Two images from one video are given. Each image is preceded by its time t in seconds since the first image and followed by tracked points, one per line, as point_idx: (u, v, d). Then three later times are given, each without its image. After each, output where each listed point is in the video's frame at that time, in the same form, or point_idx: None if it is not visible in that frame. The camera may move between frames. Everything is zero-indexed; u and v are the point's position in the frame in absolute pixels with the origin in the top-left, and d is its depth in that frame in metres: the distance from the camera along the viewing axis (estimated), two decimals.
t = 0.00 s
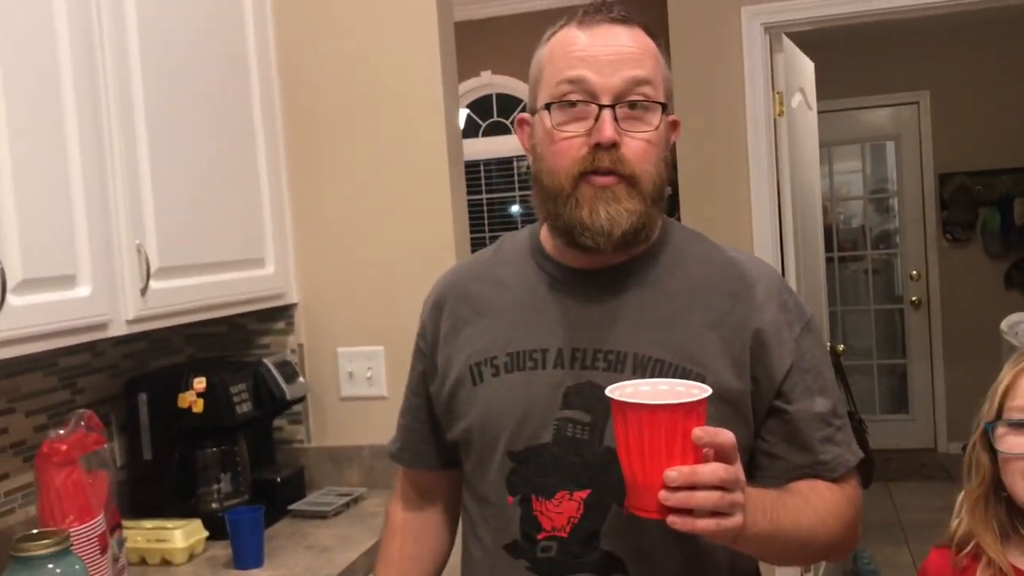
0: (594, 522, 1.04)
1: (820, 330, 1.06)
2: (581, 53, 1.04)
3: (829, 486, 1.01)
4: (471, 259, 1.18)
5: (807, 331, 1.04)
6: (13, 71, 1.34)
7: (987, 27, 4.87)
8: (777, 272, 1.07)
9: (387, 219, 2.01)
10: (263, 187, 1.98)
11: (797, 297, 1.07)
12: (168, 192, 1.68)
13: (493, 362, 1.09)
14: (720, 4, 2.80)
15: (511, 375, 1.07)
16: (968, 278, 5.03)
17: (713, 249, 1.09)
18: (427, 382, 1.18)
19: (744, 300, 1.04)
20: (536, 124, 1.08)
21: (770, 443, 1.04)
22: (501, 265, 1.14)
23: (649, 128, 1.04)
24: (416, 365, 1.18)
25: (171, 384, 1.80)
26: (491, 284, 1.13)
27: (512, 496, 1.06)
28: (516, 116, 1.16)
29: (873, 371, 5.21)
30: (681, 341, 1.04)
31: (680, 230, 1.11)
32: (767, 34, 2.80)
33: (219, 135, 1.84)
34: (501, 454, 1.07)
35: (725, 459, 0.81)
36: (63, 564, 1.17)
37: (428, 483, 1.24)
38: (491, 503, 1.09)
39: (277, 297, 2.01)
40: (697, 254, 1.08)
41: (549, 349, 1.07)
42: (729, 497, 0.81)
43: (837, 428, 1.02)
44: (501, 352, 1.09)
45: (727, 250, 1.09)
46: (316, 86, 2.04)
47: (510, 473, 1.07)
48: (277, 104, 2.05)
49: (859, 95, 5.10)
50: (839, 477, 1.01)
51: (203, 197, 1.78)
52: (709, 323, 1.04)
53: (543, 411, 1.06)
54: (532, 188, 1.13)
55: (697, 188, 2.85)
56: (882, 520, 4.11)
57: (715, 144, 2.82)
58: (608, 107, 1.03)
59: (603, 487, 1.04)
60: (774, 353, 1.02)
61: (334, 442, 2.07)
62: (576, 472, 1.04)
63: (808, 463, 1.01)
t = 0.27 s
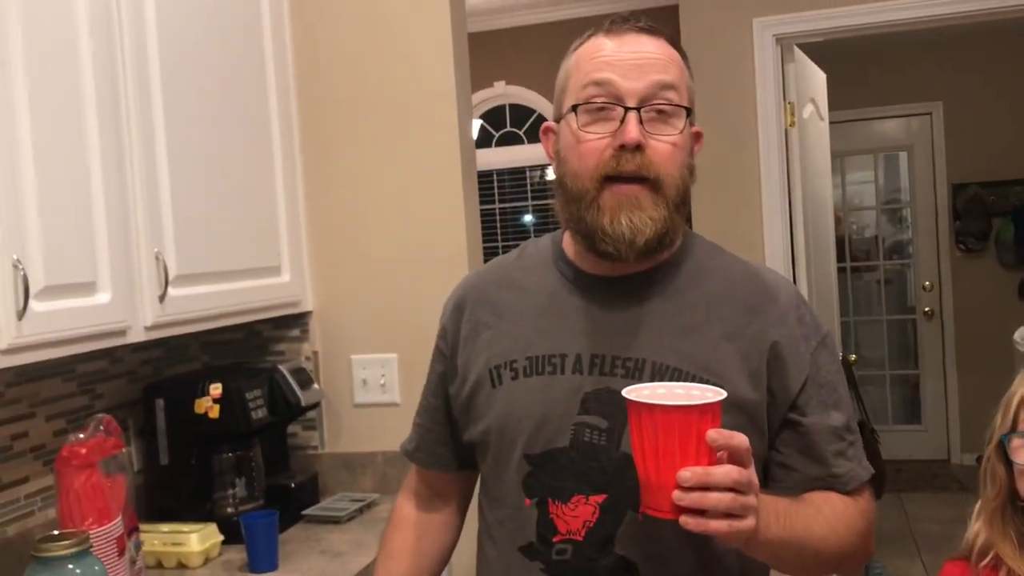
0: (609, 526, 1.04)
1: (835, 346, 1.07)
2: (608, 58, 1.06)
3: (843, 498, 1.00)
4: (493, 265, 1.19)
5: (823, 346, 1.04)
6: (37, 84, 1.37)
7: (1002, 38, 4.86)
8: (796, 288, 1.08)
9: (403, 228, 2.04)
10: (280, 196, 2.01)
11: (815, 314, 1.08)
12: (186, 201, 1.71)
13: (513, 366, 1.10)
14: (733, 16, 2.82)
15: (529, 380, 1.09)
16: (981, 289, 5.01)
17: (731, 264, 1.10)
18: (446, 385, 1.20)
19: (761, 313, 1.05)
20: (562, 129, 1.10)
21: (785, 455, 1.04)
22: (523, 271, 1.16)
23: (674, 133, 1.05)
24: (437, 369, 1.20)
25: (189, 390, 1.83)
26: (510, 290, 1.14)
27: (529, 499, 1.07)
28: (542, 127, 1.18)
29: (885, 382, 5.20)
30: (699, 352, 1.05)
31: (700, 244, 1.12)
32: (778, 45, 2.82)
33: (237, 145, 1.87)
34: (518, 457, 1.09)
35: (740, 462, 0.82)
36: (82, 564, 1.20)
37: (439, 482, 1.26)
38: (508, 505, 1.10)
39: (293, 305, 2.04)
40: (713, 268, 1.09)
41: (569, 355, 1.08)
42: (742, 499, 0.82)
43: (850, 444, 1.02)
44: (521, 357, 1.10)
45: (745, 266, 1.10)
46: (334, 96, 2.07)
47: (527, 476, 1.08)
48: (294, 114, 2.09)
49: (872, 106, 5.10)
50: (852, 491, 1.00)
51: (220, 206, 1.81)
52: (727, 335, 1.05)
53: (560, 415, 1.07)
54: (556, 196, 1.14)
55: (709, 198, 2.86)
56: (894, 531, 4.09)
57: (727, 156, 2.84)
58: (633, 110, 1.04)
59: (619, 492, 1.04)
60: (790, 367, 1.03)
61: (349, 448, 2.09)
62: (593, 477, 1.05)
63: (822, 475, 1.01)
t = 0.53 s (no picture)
0: (616, 531, 1.03)
1: (845, 361, 1.04)
2: (632, 68, 1.05)
3: (844, 515, 0.99)
4: (507, 266, 1.18)
5: (833, 362, 1.02)
6: (59, 90, 1.40)
7: None
8: (809, 302, 1.06)
9: (419, 234, 2.05)
10: (296, 200, 2.03)
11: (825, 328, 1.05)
12: (203, 205, 1.74)
13: (526, 369, 1.09)
14: (750, 22, 2.82)
15: (542, 383, 1.07)
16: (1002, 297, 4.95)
17: (742, 275, 1.08)
18: (459, 383, 1.19)
19: (773, 327, 1.03)
20: (584, 136, 1.08)
21: (789, 469, 1.02)
22: (537, 274, 1.15)
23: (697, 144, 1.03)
24: (449, 365, 1.19)
25: (204, 391, 1.85)
26: (524, 292, 1.14)
27: (537, 502, 1.06)
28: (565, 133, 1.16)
29: (903, 389, 5.16)
30: (708, 363, 1.03)
31: (713, 256, 1.10)
32: (794, 52, 2.83)
33: (254, 150, 1.90)
34: (528, 460, 1.07)
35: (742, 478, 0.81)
36: (97, 561, 1.22)
37: (463, 483, 1.27)
38: (517, 507, 1.08)
39: (308, 308, 2.05)
40: (723, 278, 1.07)
41: (582, 360, 1.07)
42: (742, 515, 0.82)
43: (853, 460, 1.00)
44: (533, 359, 1.09)
45: (756, 278, 1.08)
46: (353, 101, 2.09)
47: (536, 479, 1.07)
48: (310, 118, 2.10)
49: (891, 113, 5.08)
50: (853, 508, 0.99)
51: (237, 210, 1.84)
52: (739, 348, 1.03)
53: (571, 420, 1.05)
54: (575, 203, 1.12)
55: (726, 205, 2.85)
56: (910, 539, 4.05)
57: (743, 162, 2.83)
58: (657, 120, 1.02)
59: (626, 496, 1.03)
60: (800, 382, 1.01)
61: (361, 450, 2.11)
62: (601, 482, 1.04)
63: (824, 491, 0.99)
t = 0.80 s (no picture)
0: (612, 522, 1.03)
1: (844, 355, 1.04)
2: (634, 66, 1.05)
3: (840, 508, 0.99)
4: (508, 261, 1.18)
5: (833, 356, 1.02)
6: (70, 83, 1.43)
7: None
8: (808, 296, 1.05)
9: (428, 228, 2.07)
10: (306, 193, 2.06)
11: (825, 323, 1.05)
12: (213, 198, 1.76)
13: (526, 363, 1.09)
14: (763, 18, 2.81)
15: (543, 377, 1.08)
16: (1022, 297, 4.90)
17: (742, 268, 1.07)
18: (461, 375, 1.20)
19: (772, 321, 1.02)
20: (587, 133, 1.08)
21: (787, 462, 1.02)
22: (539, 269, 1.15)
23: (699, 143, 1.03)
24: (453, 356, 1.20)
25: (213, 381, 1.87)
26: (526, 285, 1.14)
27: (536, 493, 1.07)
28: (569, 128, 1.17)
29: (920, 389, 5.11)
30: (707, 357, 1.02)
31: (714, 251, 1.09)
32: (809, 48, 2.81)
33: (265, 143, 1.92)
34: (526, 454, 1.08)
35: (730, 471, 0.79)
36: (102, 545, 1.25)
37: (469, 475, 1.27)
38: (517, 496, 1.09)
39: (317, 300, 2.07)
40: (721, 273, 1.07)
41: (582, 353, 1.07)
42: (728, 506, 0.80)
43: (850, 453, 1.00)
44: (534, 353, 1.09)
45: (756, 272, 1.07)
46: (364, 95, 2.10)
47: (535, 470, 1.07)
48: (321, 113, 2.12)
49: (912, 110, 5.03)
50: (849, 500, 0.99)
51: (247, 203, 1.86)
52: (738, 343, 1.02)
53: (570, 413, 1.06)
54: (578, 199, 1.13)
55: (737, 201, 2.86)
56: (925, 539, 4.02)
57: (755, 158, 2.83)
58: (658, 118, 1.02)
59: (621, 488, 1.04)
60: (797, 376, 1.00)
61: (370, 441, 2.13)
62: (598, 474, 1.04)
63: (822, 484, 0.99)
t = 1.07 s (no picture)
0: (601, 498, 1.05)
1: (830, 334, 1.06)
2: (619, 54, 1.07)
3: (827, 483, 1.01)
4: (502, 248, 1.21)
5: (818, 334, 1.03)
6: (80, 70, 1.46)
7: None
8: (794, 277, 1.07)
9: (433, 214, 2.09)
10: (314, 180, 2.09)
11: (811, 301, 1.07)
12: (220, 183, 1.79)
13: (518, 346, 1.12)
14: (770, 8, 2.82)
15: (534, 359, 1.10)
16: None
17: (730, 249, 1.09)
18: (458, 360, 1.23)
19: (758, 300, 1.04)
20: (573, 119, 1.11)
21: (773, 439, 1.04)
22: (531, 255, 1.17)
23: (682, 127, 1.05)
24: (449, 344, 1.24)
25: (223, 363, 1.91)
26: (519, 270, 1.16)
27: (528, 470, 1.10)
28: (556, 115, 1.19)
29: (930, 379, 5.09)
30: (694, 337, 1.04)
31: (704, 234, 1.12)
32: (815, 38, 2.82)
33: (273, 131, 1.95)
34: (519, 433, 1.11)
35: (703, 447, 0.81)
36: (110, 518, 1.30)
37: (465, 459, 1.29)
38: (508, 476, 1.12)
39: (324, 284, 2.11)
40: (708, 255, 1.09)
41: (571, 336, 1.09)
42: (700, 480, 0.82)
43: (837, 429, 1.02)
44: (526, 336, 1.12)
45: (744, 252, 1.09)
46: (370, 84, 2.13)
47: (527, 449, 1.10)
48: (329, 101, 2.15)
49: (925, 100, 4.99)
50: (836, 476, 1.01)
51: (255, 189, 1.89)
52: (723, 323, 1.04)
53: (560, 394, 1.08)
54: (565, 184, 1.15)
55: (743, 188, 2.89)
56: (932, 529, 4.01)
57: (763, 146, 2.86)
58: (643, 104, 1.05)
59: (611, 466, 1.06)
60: (781, 353, 1.02)
61: (376, 423, 2.16)
62: (587, 452, 1.06)
63: (807, 459, 1.01)
